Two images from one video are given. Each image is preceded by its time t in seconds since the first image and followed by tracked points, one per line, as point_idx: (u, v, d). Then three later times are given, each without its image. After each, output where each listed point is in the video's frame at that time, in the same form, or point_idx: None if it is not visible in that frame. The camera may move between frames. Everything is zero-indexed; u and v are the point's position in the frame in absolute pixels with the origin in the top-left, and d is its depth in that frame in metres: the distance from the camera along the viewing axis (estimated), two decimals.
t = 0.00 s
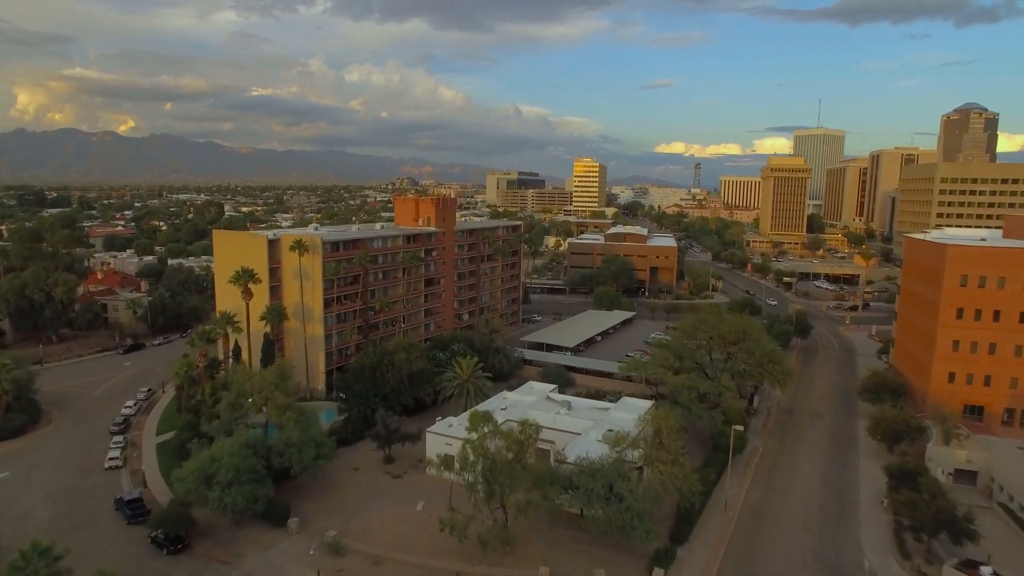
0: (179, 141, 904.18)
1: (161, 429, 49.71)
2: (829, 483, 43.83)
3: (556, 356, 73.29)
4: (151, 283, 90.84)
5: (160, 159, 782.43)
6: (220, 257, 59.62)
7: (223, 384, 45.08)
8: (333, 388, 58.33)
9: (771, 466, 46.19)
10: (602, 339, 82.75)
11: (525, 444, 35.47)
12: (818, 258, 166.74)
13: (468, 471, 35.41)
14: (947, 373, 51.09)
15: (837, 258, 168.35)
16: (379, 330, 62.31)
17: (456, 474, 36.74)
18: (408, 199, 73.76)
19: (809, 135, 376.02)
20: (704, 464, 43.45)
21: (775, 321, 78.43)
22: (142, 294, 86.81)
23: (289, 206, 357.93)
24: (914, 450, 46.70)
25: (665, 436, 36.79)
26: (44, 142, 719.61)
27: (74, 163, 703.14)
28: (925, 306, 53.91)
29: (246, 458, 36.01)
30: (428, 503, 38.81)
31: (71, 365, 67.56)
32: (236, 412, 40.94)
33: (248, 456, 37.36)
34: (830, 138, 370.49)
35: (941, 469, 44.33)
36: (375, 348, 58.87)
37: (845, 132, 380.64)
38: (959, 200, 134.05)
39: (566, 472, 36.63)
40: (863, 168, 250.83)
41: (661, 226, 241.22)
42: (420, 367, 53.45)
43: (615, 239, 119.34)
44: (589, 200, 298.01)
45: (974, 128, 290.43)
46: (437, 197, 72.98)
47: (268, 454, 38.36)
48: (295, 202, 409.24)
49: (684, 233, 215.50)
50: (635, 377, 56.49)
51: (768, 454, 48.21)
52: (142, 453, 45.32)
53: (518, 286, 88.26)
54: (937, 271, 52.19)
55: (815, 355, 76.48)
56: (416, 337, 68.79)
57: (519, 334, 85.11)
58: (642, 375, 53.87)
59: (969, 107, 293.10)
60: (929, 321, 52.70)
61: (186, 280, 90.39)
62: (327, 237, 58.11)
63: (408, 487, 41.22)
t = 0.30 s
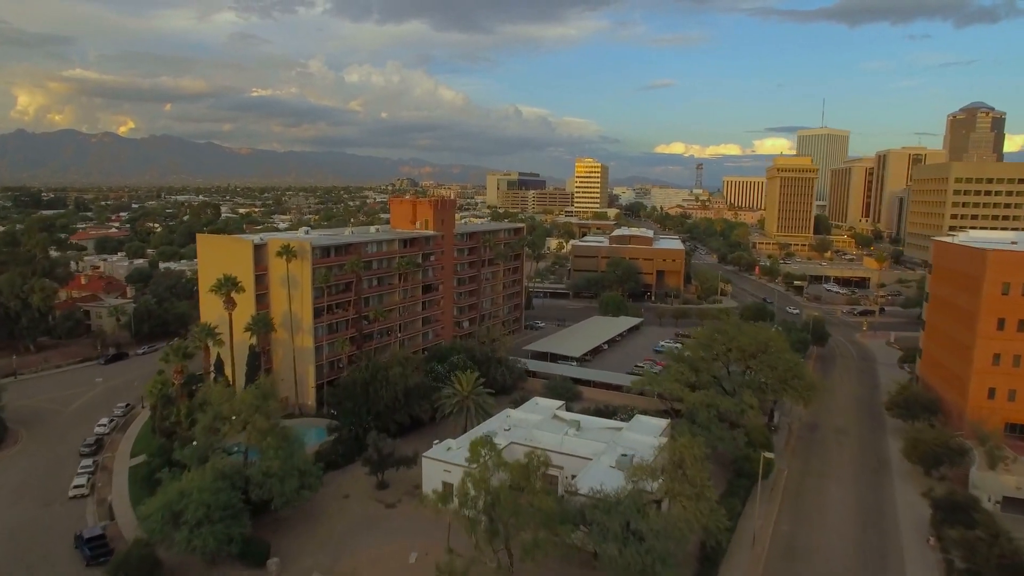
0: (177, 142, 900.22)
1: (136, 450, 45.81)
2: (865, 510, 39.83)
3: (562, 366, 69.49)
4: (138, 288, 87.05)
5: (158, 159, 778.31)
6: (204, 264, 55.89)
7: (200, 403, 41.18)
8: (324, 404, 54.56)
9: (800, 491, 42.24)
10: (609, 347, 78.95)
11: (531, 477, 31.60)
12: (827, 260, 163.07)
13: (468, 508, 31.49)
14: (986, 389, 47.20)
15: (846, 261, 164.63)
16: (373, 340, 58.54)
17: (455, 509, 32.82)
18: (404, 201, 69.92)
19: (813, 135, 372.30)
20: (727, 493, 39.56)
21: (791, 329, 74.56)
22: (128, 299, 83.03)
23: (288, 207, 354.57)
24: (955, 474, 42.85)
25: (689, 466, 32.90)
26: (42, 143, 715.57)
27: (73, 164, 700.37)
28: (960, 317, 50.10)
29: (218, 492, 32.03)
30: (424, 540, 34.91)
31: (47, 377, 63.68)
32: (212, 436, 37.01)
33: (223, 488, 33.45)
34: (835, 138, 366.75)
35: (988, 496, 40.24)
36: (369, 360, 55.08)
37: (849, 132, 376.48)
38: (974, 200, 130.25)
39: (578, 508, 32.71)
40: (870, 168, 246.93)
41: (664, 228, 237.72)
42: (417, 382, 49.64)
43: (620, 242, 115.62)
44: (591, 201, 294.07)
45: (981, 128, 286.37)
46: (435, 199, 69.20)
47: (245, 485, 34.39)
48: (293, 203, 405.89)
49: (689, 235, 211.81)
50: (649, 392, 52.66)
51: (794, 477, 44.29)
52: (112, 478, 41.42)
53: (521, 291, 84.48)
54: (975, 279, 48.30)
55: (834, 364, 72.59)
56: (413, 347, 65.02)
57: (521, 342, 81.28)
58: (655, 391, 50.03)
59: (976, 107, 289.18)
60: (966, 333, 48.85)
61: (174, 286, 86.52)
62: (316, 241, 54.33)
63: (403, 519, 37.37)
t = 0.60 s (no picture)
0: (176, 142, 896.48)
1: (104, 475, 41.79)
2: (910, 546, 35.84)
3: (567, 378, 65.65)
4: (122, 293, 83.06)
5: (157, 160, 774.60)
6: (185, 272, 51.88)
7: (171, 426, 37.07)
8: (313, 422, 50.65)
9: (835, 523, 38.26)
10: (616, 356, 75.04)
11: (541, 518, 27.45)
12: (835, 262, 159.22)
13: (467, 553, 27.41)
14: None
15: (855, 262, 160.82)
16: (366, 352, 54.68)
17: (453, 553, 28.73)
18: (401, 202, 65.83)
19: (817, 135, 368.59)
20: (756, 528, 35.51)
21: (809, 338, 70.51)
22: (111, 306, 79.04)
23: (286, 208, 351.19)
24: (1005, 505, 38.75)
25: (720, 506, 28.77)
26: (40, 143, 711.52)
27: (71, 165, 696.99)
28: (1003, 328, 46.11)
29: (181, 539, 27.95)
30: None
31: (20, 391, 59.76)
32: (181, 467, 32.89)
33: (191, 533, 29.46)
34: (838, 138, 363.06)
35: None
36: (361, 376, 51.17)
37: (852, 132, 372.50)
38: (990, 200, 126.28)
39: (593, 552, 28.58)
40: (876, 168, 243.13)
41: (668, 229, 233.97)
42: (414, 400, 45.73)
43: (626, 244, 111.70)
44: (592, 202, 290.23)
45: (988, 128, 282.42)
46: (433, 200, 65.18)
47: (214, 527, 30.33)
48: (292, 203, 403.02)
49: (693, 236, 208.00)
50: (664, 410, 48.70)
51: (827, 505, 40.30)
52: (74, 510, 37.40)
53: (523, 298, 80.53)
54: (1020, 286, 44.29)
55: (855, 374, 68.61)
56: (408, 357, 61.23)
57: (524, 352, 77.32)
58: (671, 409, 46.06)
59: (982, 106, 285.23)
60: (1010, 345, 44.89)
61: (160, 291, 82.55)
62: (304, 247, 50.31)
63: (395, 559, 33.31)
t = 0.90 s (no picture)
0: (174, 142, 892.44)
1: (66, 505, 37.66)
2: None
3: (574, 391, 61.62)
4: (106, 300, 78.89)
5: (155, 160, 770.55)
6: (164, 279, 47.95)
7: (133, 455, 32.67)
8: (300, 444, 46.57)
9: (881, 565, 34.03)
10: (625, 367, 70.97)
11: None
12: (845, 264, 155.12)
13: None
14: None
15: (865, 264, 156.79)
16: (357, 366, 50.62)
17: None
18: (396, 203, 61.73)
19: (821, 134, 364.39)
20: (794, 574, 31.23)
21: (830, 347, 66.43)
22: (93, 313, 74.92)
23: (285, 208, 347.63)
24: None
25: (763, 560, 24.37)
26: (37, 144, 707.17)
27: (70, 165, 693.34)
28: None
29: None
30: None
31: None
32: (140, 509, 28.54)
33: None
34: (843, 138, 358.96)
35: None
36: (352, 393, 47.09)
37: (857, 131, 368.06)
38: (1008, 200, 122.92)
39: None
40: (883, 168, 239.02)
41: (672, 229, 229.76)
42: (410, 422, 41.67)
43: (632, 246, 107.57)
44: (594, 202, 286.12)
45: (995, 126, 277.76)
46: (431, 201, 61.12)
47: None
48: (290, 204, 399.68)
49: (697, 237, 203.94)
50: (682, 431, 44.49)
51: (869, 543, 36.05)
52: (25, 550, 33.27)
53: (526, 304, 76.52)
54: None
55: (881, 386, 64.31)
56: (405, 370, 57.24)
57: (527, 362, 73.26)
58: (691, 431, 41.98)
59: (989, 105, 280.60)
60: None
61: (144, 297, 78.49)
62: (290, 253, 46.23)
63: None
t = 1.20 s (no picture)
0: (173, 142, 888.25)
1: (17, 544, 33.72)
2: None
3: (581, 408, 57.74)
4: (87, 307, 75.02)
5: (154, 160, 766.46)
6: (139, 290, 44.20)
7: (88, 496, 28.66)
8: (284, 470, 42.77)
9: None
10: (635, 380, 67.05)
11: None
12: (854, 267, 151.50)
13: None
14: None
15: (875, 267, 153.16)
16: (349, 383, 46.93)
17: None
18: (392, 206, 57.87)
19: (824, 135, 361.10)
20: None
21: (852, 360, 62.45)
22: (72, 322, 71.04)
23: (282, 209, 343.54)
24: None
25: None
26: (35, 144, 703.28)
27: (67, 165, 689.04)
28: None
29: None
30: None
31: None
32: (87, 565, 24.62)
33: None
34: (846, 138, 355.75)
35: None
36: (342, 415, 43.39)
37: (860, 131, 364.77)
38: None
39: None
40: (889, 168, 235.12)
41: (675, 231, 226.01)
42: (404, 449, 37.83)
43: (638, 249, 103.81)
44: (595, 203, 282.14)
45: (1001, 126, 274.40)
46: (428, 204, 57.27)
47: None
48: (288, 205, 395.89)
49: (701, 239, 200.24)
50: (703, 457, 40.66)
51: None
52: None
53: (530, 312, 72.75)
54: None
55: (906, 401, 60.57)
56: (400, 386, 53.57)
57: (531, 374, 69.45)
58: (714, 460, 38.20)
59: (995, 104, 277.18)
60: None
61: (128, 304, 74.63)
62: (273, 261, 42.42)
63: None
